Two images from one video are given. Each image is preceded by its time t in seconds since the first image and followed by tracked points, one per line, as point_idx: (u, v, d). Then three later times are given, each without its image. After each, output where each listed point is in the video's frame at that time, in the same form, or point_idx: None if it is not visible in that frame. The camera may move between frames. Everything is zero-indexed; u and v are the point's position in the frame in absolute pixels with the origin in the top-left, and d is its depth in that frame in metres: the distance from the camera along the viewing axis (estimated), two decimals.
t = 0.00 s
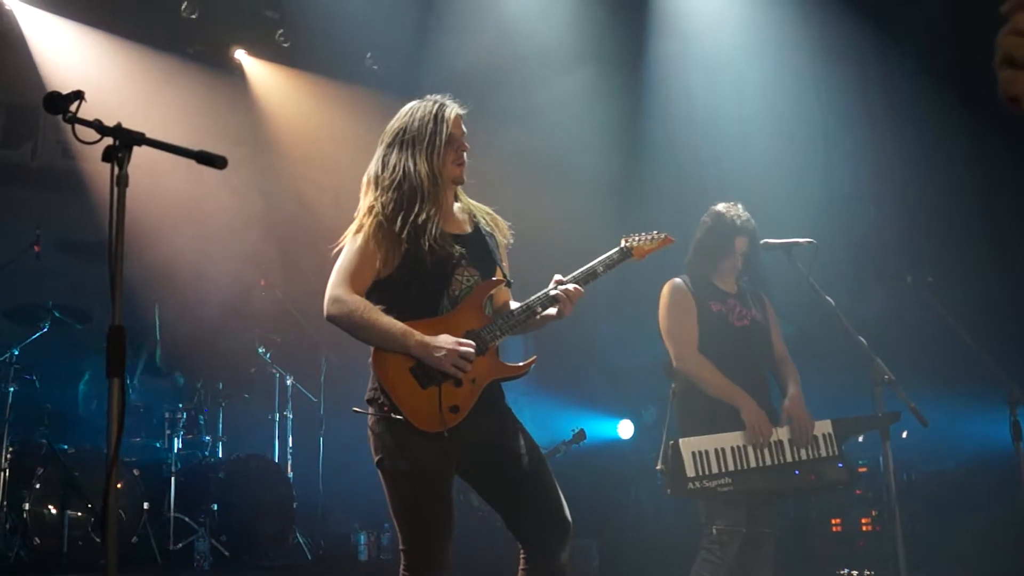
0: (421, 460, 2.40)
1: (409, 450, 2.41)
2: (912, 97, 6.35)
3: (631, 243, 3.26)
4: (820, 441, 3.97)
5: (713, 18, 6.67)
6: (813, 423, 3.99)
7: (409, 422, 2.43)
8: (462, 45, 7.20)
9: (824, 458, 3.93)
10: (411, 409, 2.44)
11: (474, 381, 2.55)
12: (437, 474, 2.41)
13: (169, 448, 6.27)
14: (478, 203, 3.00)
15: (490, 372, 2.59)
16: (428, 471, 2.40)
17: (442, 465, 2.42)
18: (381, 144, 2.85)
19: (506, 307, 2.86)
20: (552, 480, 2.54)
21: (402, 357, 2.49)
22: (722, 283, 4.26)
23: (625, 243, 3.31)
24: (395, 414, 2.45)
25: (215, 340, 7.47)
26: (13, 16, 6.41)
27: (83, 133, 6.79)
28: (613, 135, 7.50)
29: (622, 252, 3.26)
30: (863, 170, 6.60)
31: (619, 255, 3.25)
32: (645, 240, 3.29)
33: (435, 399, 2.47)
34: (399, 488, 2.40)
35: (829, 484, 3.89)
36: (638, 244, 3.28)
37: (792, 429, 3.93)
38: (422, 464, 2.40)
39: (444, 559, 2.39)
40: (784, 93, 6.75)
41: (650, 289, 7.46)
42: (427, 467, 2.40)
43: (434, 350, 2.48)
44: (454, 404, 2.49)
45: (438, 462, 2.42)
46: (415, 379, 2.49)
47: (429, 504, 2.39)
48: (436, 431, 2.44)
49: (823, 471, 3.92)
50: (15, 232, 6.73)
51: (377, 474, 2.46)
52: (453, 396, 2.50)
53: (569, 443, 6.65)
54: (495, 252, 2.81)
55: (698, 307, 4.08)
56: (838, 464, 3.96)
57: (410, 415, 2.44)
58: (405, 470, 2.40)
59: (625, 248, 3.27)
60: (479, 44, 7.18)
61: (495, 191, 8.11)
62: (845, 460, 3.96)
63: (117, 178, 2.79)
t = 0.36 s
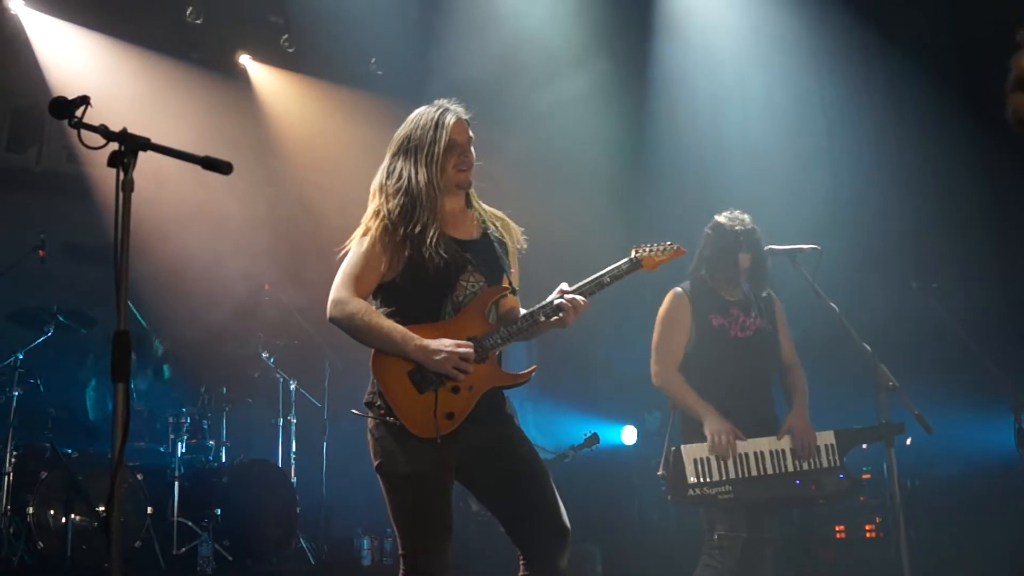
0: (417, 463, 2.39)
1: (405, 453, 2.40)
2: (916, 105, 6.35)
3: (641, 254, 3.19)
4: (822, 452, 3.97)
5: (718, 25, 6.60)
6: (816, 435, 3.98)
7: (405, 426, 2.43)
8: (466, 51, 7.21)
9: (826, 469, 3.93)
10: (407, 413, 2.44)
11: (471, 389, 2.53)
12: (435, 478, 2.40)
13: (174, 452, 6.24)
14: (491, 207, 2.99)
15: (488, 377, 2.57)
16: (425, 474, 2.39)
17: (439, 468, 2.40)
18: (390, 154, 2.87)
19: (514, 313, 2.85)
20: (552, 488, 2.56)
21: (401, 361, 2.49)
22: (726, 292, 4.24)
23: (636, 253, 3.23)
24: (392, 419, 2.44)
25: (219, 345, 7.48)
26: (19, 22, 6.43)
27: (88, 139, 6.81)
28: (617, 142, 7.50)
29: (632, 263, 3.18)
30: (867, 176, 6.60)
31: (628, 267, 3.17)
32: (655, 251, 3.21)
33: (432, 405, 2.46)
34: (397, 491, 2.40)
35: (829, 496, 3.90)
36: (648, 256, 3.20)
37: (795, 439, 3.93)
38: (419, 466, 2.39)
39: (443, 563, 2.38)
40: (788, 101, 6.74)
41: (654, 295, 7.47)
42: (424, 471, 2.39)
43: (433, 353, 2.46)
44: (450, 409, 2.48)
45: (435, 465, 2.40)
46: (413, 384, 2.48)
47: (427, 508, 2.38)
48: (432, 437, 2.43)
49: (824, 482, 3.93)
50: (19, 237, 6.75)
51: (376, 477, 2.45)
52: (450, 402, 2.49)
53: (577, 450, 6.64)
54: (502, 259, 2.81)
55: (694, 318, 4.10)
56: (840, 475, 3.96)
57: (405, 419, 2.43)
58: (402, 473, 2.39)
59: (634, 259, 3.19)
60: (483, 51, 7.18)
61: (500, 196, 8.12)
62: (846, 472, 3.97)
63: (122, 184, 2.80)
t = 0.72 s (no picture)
0: (410, 470, 2.40)
1: (399, 460, 2.41)
2: (920, 111, 6.35)
3: (650, 281, 3.24)
4: (825, 458, 3.99)
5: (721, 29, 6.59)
6: (818, 440, 4.01)
7: (397, 434, 2.42)
8: (471, 57, 7.22)
9: (829, 475, 3.96)
10: (400, 422, 2.43)
11: (463, 403, 2.53)
12: (430, 486, 2.40)
13: (177, 458, 6.28)
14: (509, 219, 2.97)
15: (483, 394, 2.56)
16: (418, 482, 2.39)
17: (433, 478, 2.40)
18: (407, 161, 2.89)
19: (517, 328, 2.81)
20: (553, 504, 2.53)
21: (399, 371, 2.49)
22: (725, 305, 4.20)
23: (645, 281, 3.29)
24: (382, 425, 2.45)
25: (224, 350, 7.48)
26: (23, 26, 6.45)
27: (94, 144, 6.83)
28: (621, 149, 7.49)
29: (640, 290, 3.23)
30: (870, 183, 6.62)
31: (637, 293, 3.23)
32: (664, 280, 3.27)
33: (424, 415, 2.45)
34: (390, 497, 2.41)
35: (830, 502, 3.93)
36: (657, 283, 3.25)
37: (796, 447, 3.94)
38: (412, 474, 2.40)
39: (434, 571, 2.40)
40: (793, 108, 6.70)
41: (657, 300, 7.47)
42: (418, 478, 2.39)
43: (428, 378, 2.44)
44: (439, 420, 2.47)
45: (429, 475, 2.40)
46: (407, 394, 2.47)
47: (419, 516, 2.39)
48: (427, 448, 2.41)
49: (827, 488, 3.95)
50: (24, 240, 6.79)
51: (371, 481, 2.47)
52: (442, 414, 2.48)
53: (580, 457, 6.63)
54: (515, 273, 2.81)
55: (693, 327, 4.11)
56: (844, 480, 3.99)
57: (397, 428, 2.43)
58: (395, 479, 2.40)
59: (643, 286, 3.24)
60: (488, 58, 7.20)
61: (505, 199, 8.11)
62: (851, 477, 3.99)
63: (128, 189, 2.80)
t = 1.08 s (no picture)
0: (409, 473, 2.41)
1: (398, 465, 2.42)
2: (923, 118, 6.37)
3: (658, 309, 3.25)
4: (830, 455, 4.04)
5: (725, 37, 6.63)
6: (821, 437, 4.05)
7: (397, 439, 2.43)
8: (475, 63, 7.24)
9: (835, 472, 4.01)
10: (402, 427, 2.44)
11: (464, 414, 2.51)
12: (428, 490, 2.42)
13: (179, 461, 6.23)
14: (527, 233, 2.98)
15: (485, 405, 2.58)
16: (416, 485, 2.41)
17: (432, 481, 2.42)
18: (428, 167, 2.89)
19: (522, 344, 2.80)
20: (553, 514, 2.53)
21: (407, 373, 2.49)
22: (726, 293, 4.32)
23: (652, 309, 3.29)
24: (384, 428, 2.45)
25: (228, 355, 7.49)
26: (28, 29, 6.46)
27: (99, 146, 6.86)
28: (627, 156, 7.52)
29: (648, 317, 3.24)
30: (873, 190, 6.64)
31: (645, 319, 3.24)
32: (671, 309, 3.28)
33: (428, 423, 2.46)
34: (388, 498, 2.42)
35: (839, 499, 3.98)
36: (664, 312, 3.26)
37: (800, 446, 3.98)
38: (412, 477, 2.41)
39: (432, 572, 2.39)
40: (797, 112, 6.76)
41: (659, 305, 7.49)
42: (416, 481, 2.41)
43: (474, 383, 2.44)
44: (439, 429, 2.47)
45: (428, 478, 2.42)
46: (412, 399, 2.47)
47: (418, 518, 2.40)
48: (427, 453, 2.43)
49: (834, 485, 4.00)
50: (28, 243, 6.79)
51: (370, 481, 2.48)
52: (441, 421, 2.48)
53: (583, 463, 6.63)
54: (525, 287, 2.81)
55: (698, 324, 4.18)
56: (850, 477, 4.04)
57: (398, 433, 2.43)
58: (393, 481, 2.41)
59: (651, 313, 3.25)
60: (492, 64, 7.22)
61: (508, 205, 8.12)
62: (857, 474, 4.04)
63: (134, 192, 2.82)
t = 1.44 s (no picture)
0: (410, 475, 2.35)
1: (399, 466, 2.35)
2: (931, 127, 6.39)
3: (662, 329, 3.26)
4: (841, 463, 4.02)
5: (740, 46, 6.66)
6: (831, 445, 4.04)
7: (398, 441, 2.37)
8: (485, 66, 7.25)
9: (846, 480, 3.98)
10: (404, 429, 2.38)
11: (467, 420, 2.47)
12: (430, 493, 2.35)
13: (185, 457, 6.21)
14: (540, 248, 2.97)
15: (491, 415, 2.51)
16: (417, 486, 2.34)
17: (434, 484, 2.36)
18: (447, 173, 2.89)
19: (527, 355, 2.84)
20: (553, 518, 2.51)
21: (412, 375, 2.45)
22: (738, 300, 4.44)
23: (657, 328, 3.31)
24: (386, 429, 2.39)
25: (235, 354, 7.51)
26: (39, 25, 6.54)
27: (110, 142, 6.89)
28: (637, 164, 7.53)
29: (652, 336, 3.25)
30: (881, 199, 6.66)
31: (650, 337, 3.24)
32: (676, 329, 3.29)
33: (430, 425, 2.41)
34: (388, 499, 2.35)
35: (849, 508, 3.95)
36: (669, 331, 3.28)
37: (808, 453, 3.97)
38: (413, 478, 2.34)
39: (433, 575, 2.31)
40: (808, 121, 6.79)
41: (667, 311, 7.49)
42: (418, 483, 2.34)
43: (478, 379, 2.46)
44: (441, 434, 2.41)
45: (429, 480, 2.36)
46: (415, 402, 2.42)
47: (418, 521, 2.32)
48: (429, 456, 2.37)
49: (844, 493, 3.98)
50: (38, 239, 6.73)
51: (371, 486, 2.41)
52: (444, 426, 2.43)
53: (587, 467, 6.63)
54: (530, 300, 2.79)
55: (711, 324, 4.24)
56: (861, 484, 4.02)
57: (399, 435, 2.37)
58: (393, 482, 2.35)
59: (655, 332, 3.26)
60: (502, 68, 7.23)
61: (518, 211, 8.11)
62: (867, 481, 4.02)
63: (145, 189, 2.82)
